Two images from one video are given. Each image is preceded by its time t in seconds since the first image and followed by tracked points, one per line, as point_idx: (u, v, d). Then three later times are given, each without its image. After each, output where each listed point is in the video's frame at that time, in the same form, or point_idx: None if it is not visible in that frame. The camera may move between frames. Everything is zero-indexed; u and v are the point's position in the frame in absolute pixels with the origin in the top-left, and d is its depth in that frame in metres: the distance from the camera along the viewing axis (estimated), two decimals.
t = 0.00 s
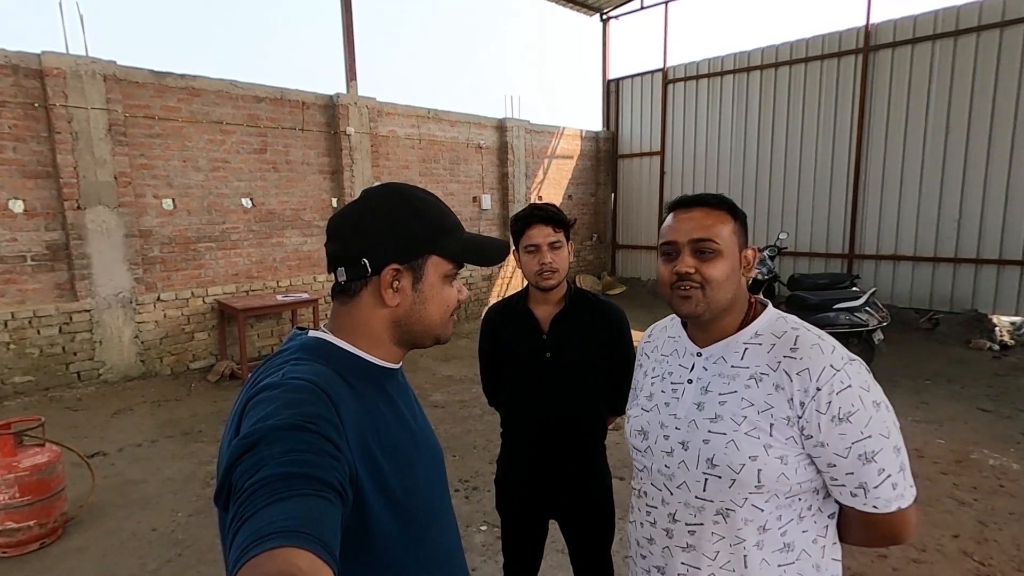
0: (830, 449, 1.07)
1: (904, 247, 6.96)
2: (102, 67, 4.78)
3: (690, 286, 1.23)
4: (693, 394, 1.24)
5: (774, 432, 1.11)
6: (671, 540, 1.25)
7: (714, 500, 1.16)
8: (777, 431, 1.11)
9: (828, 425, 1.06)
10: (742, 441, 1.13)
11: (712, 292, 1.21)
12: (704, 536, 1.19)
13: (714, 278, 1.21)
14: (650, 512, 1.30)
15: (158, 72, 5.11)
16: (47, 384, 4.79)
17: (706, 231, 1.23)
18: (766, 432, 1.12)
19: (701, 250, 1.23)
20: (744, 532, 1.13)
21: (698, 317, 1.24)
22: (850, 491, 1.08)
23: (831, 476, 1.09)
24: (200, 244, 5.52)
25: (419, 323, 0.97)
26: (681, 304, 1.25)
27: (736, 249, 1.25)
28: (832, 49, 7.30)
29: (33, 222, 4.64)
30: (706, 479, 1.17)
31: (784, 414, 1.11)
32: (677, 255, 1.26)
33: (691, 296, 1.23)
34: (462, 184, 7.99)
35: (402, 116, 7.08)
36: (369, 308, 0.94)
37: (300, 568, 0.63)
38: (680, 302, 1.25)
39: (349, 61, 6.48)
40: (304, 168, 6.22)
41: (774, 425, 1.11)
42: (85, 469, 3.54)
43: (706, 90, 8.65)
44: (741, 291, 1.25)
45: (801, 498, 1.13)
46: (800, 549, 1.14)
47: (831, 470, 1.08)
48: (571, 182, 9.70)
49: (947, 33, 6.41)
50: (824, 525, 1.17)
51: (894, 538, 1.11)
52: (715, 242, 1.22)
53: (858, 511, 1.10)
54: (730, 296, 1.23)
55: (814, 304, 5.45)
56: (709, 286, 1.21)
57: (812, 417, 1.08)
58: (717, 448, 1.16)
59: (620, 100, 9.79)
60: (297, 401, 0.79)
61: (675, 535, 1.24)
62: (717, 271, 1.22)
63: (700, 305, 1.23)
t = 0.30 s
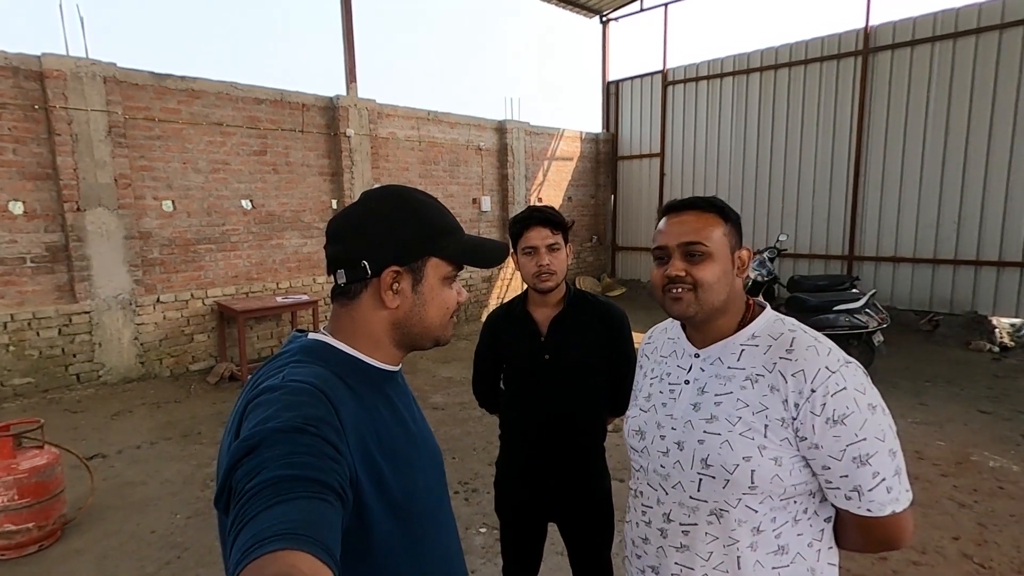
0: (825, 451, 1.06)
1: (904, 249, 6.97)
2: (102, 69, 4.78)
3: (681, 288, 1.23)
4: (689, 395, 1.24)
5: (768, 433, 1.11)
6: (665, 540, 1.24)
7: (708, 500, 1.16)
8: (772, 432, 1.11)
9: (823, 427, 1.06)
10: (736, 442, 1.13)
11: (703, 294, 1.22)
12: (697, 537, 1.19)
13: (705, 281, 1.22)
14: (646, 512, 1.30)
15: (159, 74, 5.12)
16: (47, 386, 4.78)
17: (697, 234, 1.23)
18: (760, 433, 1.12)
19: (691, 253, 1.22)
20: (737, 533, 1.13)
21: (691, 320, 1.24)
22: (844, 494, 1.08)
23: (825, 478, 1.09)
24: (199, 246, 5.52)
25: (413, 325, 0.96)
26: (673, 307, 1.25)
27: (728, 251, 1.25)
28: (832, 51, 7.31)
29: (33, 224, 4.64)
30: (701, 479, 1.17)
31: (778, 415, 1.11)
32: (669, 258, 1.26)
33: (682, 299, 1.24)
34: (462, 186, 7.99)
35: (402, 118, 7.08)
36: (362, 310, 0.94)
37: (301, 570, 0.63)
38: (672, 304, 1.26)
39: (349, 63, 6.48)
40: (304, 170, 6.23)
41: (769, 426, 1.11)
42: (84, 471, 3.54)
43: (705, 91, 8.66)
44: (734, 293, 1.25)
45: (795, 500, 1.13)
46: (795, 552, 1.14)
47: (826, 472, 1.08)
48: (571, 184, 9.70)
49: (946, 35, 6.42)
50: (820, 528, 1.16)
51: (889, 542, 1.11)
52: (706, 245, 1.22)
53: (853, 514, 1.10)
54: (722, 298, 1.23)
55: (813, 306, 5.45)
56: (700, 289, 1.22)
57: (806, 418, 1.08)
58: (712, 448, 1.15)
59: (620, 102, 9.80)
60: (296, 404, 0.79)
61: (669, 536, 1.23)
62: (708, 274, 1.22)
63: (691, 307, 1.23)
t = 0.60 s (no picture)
0: (820, 449, 1.06)
1: (901, 249, 6.98)
2: (99, 70, 4.78)
3: (675, 290, 1.24)
4: (686, 392, 1.24)
5: (763, 430, 1.11)
6: (661, 537, 1.24)
7: (703, 498, 1.16)
8: (767, 429, 1.11)
9: (817, 425, 1.06)
10: (731, 439, 1.13)
11: (695, 298, 1.22)
12: (693, 534, 1.18)
13: (699, 285, 1.21)
14: (643, 510, 1.30)
15: (156, 75, 5.11)
16: (44, 388, 4.77)
17: (699, 236, 1.22)
18: (755, 431, 1.12)
19: (690, 255, 1.22)
20: (732, 531, 1.13)
21: (684, 320, 1.25)
22: (840, 492, 1.08)
23: (820, 477, 1.09)
24: (197, 247, 5.51)
25: (405, 328, 0.96)
26: (665, 307, 1.27)
27: (730, 255, 1.24)
28: (829, 52, 7.33)
29: (29, 225, 4.63)
30: (696, 477, 1.17)
31: (773, 413, 1.11)
32: (669, 258, 1.26)
33: (673, 300, 1.25)
34: (460, 187, 7.99)
35: (400, 119, 7.08)
36: (357, 310, 0.94)
37: (298, 571, 0.63)
38: (665, 305, 1.27)
39: (346, 64, 6.48)
40: (302, 171, 6.22)
41: (764, 423, 1.11)
42: (81, 473, 3.53)
43: (703, 93, 8.68)
44: (730, 300, 1.24)
45: (791, 498, 1.13)
46: (790, 551, 1.14)
47: (821, 470, 1.08)
48: (569, 185, 9.71)
49: (942, 37, 6.44)
50: (817, 528, 1.16)
51: (885, 542, 1.10)
52: (707, 249, 1.21)
53: (848, 513, 1.10)
54: (716, 304, 1.22)
55: (811, 306, 5.46)
56: (694, 292, 1.22)
57: (802, 416, 1.08)
58: (707, 445, 1.16)
59: (618, 103, 9.82)
60: (293, 404, 0.78)
61: (664, 533, 1.23)
62: (704, 278, 1.21)
63: (682, 310, 1.24)
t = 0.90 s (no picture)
0: (826, 454, 1.07)
1: (898, 251, 7.00)
2: (97, 70, 4.77)
3: (689, 289, 1.23)
4: (691, 395, 1.24)
5: (770, 435, 1.11)
6: (665, 540, 1.24)
7: (708, 501, 1.16)
8: (774, 434, 1.11)
9: (824, 430, 1.07)
10: (738, 443, 1.13)
11: (710, 294, 1.22)
12: (697, 537, 1.18)
13: (713, 280, 1.22)
14: (646, 511, 1.30)
15: (154, 76, 5.11)
16: (41, 390, 4.76)
17: (703, 234, 1.23)
18: (762, 435, 1.12)
19: (698, 252, 1.23)
20: (737, 534, 1.13)
21: (698, 320, 1.24)
22: (845, 497, 1.08)
23: (826, 481, 1.09)
24: (195, 248, 5.50)
25: (411, 323, 0.96)
26: (681, 307, 1.25)
27: (735, 250, 1.25)
28: (826, 54, 7.36)
29: (27, 226, 4.62)
30: (701, 480, 1.17)
31: (780, 417, 1.11)
32: (676, 258, 1.26)
33: (690, 299, 1.24)
34: (459, 188, 7.99)
35: (399, 120, 7.09)
36: (360, 309, 0.94)
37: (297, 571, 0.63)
38: (679, 306, 1.25)
39: (345, 65, 6.48)
40: (300, 172, 6.22)
41: (771, 428, 1.11)
42: (78, 475, 3.52)
43: (701, 94, 8.70)
44: (739, 293, 1.25)
45: (796, 502, 1.13)
46: (794, 555, 1.14)
47: (826, 475, 1.08)
48: (567, 186, 9.71)
49: (939, 39, 6.47)
50: (820, 531, 1.16)
51: (888, 546, 1.11)
52: (713, 244, 1.22)
53: (852, 517, 1.10)
54: (729, 298, 1.23)
55: (809, 308, 5.46)
56: (708, 288, 1.22)
57: (809, 421, 1.08)
58: (713, 449, 1.16)
59: (616, 104, 9.83)
60: (293, 405, 0.78)
61: (668, 536, 1.23)
62: (716, 273, 1.22)
63: (699, 307, 1.23)
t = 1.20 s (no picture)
0: (833, 453, 1.07)
1: (898, 251, 7.00)
2: (97, 69, 4.77)
3: (679, 293, 1.25)
4: (696, 396, 1.24)
5: (777, 435, 1.11)
6: (670, 540, 1.24)
7: (715, 501, 1.16)
8: (780, 434, 1.11)
9: (831, 430, 1.07)
10: (744, 444, 1.13)
11: (698, 300, 1.22)
12: (703, 537, 1.18)
13: (703, 288, 1.22)
14: (650, 512, 1.30)
15: (154, 75, 5.10)
16: (41, 389, 4.76)
17: (701, 238, 1.22)
18: (768, 435, 1.12)
19: (693, 258, 1.23)
20: (744, 534, 1.13)
21: (687, 322, 1.27)
22: (851, 496, 1.08)
23: (832, 480, 1.10)
24: (195, 247, 5.50)
25: (407, 325, 0.96)
26: (671, 307, 1.28)
27: (735, 257, 1.24)
28: (826, 54, 7.36)
29: (27, 225, 4.62)
30: (707, 480, 1.17)
31: (786, 417, 1.11)
32: (673, 259, 1.27)
33: (679, 302, 1.26)
34: (459, 187, 7.99)
35: (398, 119, 7.08)
36: (356, 310, 0.94)
37: (299, 568, 0.63)
38: (670, 306, 1.28)
39: (345, 64, 6.48)
40: (300, 171, 6.22)
41: (777, 428, 1.11)
42: (78, 474, 3.52)
43: (701, 94, 8.70)
44: (736, 301, 1.24)
45: (802, 501, 1.13)
46: (800, 553, 1.14)
47: (833, 474, 1.09)
48: (567, 185, 9.71)
49: (939, 39, 6.47)
50: (824, 529, 1.17)
51: (893, 543, 1.12)
52: (709, 252, 1.21)
53: (858, 515, 1.11)
54: (720, 306, 1.22)
55: (809, 307, 5.46)
56: (698, 295, 1.22)
57: (815, 421, 1.08)
58: (719, 450, 1.16)
59: (616, 104, 9.83)
60: (294, 403, 0.78)
61: (674, 536, 1.23)
62: (709, 280, 1.22)
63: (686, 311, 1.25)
